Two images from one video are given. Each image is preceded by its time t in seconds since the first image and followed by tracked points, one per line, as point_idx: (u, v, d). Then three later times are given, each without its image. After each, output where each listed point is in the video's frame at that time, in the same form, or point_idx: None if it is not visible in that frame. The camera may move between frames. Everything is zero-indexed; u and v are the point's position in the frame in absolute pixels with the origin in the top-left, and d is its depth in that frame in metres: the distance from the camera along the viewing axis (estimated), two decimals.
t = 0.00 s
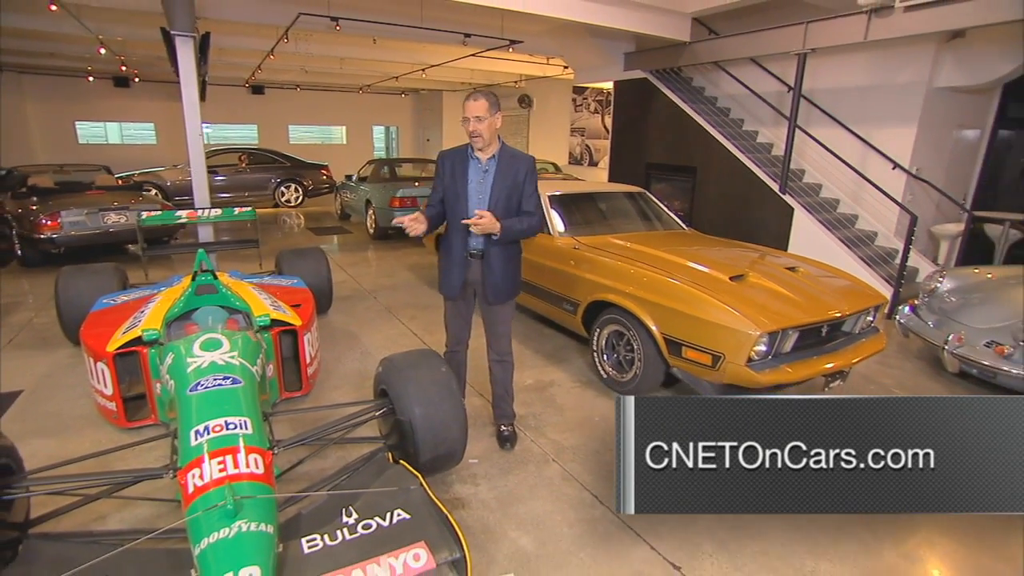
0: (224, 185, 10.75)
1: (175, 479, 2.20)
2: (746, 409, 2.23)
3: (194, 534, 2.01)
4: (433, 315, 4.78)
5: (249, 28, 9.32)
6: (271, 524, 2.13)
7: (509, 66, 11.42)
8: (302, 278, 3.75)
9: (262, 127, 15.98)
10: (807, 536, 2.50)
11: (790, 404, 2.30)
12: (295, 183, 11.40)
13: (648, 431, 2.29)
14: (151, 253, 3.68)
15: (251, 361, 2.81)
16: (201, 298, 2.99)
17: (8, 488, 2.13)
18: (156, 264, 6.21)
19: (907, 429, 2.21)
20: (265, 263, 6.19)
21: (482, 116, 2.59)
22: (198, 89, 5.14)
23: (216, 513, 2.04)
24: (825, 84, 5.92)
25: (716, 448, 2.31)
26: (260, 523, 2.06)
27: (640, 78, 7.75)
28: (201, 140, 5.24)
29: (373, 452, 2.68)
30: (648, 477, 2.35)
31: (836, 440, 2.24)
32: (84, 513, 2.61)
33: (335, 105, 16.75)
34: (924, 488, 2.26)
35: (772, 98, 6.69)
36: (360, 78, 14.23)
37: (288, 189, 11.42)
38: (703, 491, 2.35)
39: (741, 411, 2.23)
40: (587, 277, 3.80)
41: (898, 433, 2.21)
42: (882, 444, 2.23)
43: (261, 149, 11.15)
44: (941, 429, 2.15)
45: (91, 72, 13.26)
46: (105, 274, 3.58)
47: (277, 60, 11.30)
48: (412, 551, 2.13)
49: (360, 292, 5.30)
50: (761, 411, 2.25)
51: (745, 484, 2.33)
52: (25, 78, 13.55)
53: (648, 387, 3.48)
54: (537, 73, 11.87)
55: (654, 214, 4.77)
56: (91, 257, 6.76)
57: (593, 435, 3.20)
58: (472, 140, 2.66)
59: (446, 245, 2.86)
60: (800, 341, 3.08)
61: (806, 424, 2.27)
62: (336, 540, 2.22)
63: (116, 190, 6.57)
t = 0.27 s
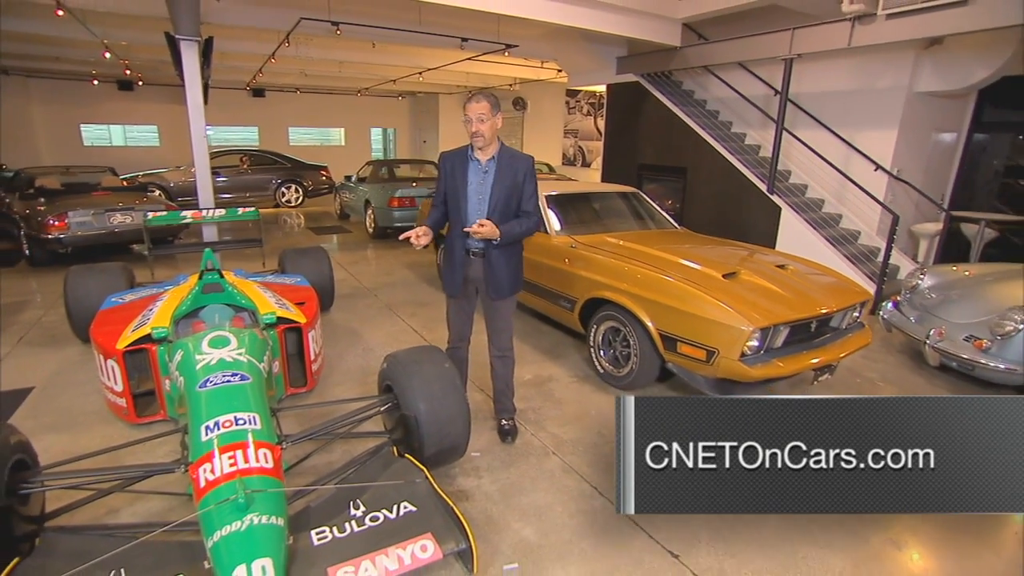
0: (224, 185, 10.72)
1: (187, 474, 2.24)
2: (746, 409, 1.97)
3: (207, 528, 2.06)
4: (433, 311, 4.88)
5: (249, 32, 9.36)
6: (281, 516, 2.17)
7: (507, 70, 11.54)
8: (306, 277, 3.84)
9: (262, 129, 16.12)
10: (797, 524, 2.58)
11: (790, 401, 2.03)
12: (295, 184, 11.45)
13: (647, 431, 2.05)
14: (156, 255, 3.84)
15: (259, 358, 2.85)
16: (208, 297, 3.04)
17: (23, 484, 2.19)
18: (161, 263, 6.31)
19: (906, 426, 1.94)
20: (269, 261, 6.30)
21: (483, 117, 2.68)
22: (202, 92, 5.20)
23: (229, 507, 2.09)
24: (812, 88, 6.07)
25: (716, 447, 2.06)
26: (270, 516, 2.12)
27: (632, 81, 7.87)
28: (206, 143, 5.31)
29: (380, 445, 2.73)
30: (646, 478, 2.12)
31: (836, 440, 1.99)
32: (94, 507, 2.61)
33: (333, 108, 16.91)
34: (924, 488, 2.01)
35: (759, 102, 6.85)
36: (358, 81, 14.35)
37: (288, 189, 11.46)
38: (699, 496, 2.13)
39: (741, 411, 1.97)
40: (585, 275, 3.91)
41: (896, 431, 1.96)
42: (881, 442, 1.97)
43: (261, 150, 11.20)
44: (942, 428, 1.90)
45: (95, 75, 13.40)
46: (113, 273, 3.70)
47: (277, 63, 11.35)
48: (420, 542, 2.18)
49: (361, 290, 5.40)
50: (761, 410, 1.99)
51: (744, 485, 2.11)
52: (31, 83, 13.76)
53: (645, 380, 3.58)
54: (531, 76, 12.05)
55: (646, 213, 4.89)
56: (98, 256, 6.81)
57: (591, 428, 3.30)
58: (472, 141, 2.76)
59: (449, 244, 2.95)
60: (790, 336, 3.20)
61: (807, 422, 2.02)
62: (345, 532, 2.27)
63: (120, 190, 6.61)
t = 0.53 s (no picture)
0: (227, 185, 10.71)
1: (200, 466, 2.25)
2: (747, 410, 2.00)
3: (219, 519, 2.09)
4: (435, 308, 4.98)
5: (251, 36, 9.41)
6: (292, 508, 2.19)
7: (506, 73, 11.65)
8: (310, 275, 3.94)
9: (263, 130, 16.26)
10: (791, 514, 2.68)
11: (791, 402, 2.05)
12: (297, 185, 11.56)
13: (648, 431, 2.10)
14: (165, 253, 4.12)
15: (268, 353, 2.87)
16: (216, 294, 3.07)
17: (42, 476, 2.11)
18: (167, 261, 6.42)
19: (907, 427, 1.97)
20: (273, 259, 6.40)
21: (482, 116, 2.76)
22: (209, 94, 5.36)
23: (241, 499, 2.11)
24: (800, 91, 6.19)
25: (716, 448, 2.10)
26: (282, 507, 2.14)
27: (627, 83, 7.99)
28: (212, 145, 5.46)
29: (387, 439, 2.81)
30: (649, 477, 2.18)
31: (836, 441, 2.01)
32: (109, 499, 2.64)
33: (333, 109, 17.02)
34: (924, 487, 2.07)
35: (750, 104, 6.98)
36: (358, 83, 14.45)
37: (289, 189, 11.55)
38: (701, 493, 2.19)
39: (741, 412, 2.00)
40: (584, 273, 4.01)
41: (897, 431, 1.99)
42: (882, 443, 2.00)
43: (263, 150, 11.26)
44: (942, 429, 1.93)
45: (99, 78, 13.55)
46: (122, 271, 3.88)
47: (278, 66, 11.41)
48: (427, 533, 2.26)
49: (364, 287, 5.49)
50: (762, 411, 2.02)
51: (746, 484, 2.16)
52: (41, 86, 13.81)
53: (643, 375, 3.69)
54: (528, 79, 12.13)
55: (641, 212, 5.02)
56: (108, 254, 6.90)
57: (590, 421, 3.41)
58: (473, 140, 2.84)
59: (452, 241, 3.05)
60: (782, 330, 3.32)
61: (807, 422, 2.05)
62: (353, 523, 2.32)
63: (127, 190, 6.68)
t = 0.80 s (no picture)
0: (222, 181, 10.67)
1: (201, 464, 2.25)
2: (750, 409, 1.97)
3: (222, 517, 2.08)
4: (433, 304, 4.98)
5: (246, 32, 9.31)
6: (294, 504, 2.18)
7: (502, 69, 11.63)
8: (308, 272, 3.93)
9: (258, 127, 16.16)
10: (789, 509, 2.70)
11: (790, 402, 2.02)
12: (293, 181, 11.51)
13: (647, 431, 2.07)
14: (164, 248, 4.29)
15: (268, 350, 2.87)
16: (215, 292, 3.07)
17: (43, 475, 2.09)
18: (162, 259, 6.38)
19: (905, 426, 1.93)
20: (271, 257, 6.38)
21: (481, 114, 2.73)
22: (206, 90, 5.32)
23: (244, 496, 2.10)
24: (794, 88, 6.23)
25: (716, 447, 2.08)
26: (285, 504, 2.14)
27: (622, 80, 8.00)
28: (209, 142, 5.43)
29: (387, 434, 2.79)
30: (648, 477, 2.17)
31: (836, 441, 1.98)
32: (109, 497, 2.63)
33: (328, 106, 16.95)
34: (924, 487, 2.02)
35: (744, 101, 7.02)
36: (353, 80, 14.37)
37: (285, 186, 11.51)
38: (700, 494, 2.16)
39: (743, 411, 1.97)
40: (583, 270, 4.01)
41: (896, 431, 1.94)
42: (882, 442, 1.96)
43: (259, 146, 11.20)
44: (941, 429, 1.87)
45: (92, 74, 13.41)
46: (119, 268, 3.87)
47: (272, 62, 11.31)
48: (430, 528, 2.26)
49: (361, 283, 5.48)
50: (762, 410, 2.00)
51: (746, 484, 2.12)
52: (32, 83, 13.77)
53: (642, 370, 3.70)
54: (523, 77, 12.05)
55: (637, 209, 5.03)
56: (104, 250, 6.83)
57: (590, 417, 3.43)
58: (472, 136, 2.81)
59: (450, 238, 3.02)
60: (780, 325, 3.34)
61: (807, 422, 2.02)
62: (356, 519, 2.31)
63: (122, 187, 6.63)
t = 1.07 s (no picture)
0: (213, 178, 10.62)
1: (198, 464, 2.23)
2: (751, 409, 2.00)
3: (221, 517, 2.06)
4: (429, 302, 4.96)
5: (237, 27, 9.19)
6: (293, 503, 2.17)
7: (495, 66, 11.59)
8: (304, 269, 3.91)
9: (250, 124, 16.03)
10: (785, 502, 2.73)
11: (791, 402, 2.06)
12: (285, 179, 11.43)
13: (648, 431, 2.10)
14: (157, 246, 4.26)
15: (264, 348, 2.85)
16: (209, 290, 3.06)
17: (37, 476, 2.06)
18: (153, 257, 6.31)
19: (907, 427, 2.02)
20: (264, 254, 6.33)
21: (479, 110, 2.72)
22: (198, 86, 5.27)
23: (242, 495, 2.09)
24: (786, 85, 6.26)
25: (716, 447, 2.11)
26: (284, 503, 2.12)
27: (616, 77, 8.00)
28: (201, 137, 5.36)
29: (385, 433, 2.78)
30: (648, 477, 2.19)
31: (837, 441, 2.04)
32: (104, 498, 2.60)
33: (320, 102, 16.84)
34: (923, 486, 2.13)
35: (737, 98, 7.06)
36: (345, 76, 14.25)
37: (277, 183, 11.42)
38: (700, 493, 2.20)
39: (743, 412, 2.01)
40: (579, 267, 4.02)
41: (897, 432, 2.03)
42: (883, 443, 2.04)
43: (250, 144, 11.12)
44: (941, 429, 1.97)
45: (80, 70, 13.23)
46: (111, 266, 3.83)
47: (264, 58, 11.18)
48: (430, 526, 2.26)
49: (355, 281, 5.46)
50: (763, 410, 2.04)
51: (746, 485, 2.17)
52: (19, 79, 13.55)
53: (639, 366, 3.72)
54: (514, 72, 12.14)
55: (632, 205, 5.04)
56: (93, 249, 6.74)
57: (587, 413, 3.43)
58: (468, 132, 2.79)
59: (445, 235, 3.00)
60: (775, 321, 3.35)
61: (807, 422, 2.07)
62: (356, 517, 2.31)
63: (112, 184, 6.56)
